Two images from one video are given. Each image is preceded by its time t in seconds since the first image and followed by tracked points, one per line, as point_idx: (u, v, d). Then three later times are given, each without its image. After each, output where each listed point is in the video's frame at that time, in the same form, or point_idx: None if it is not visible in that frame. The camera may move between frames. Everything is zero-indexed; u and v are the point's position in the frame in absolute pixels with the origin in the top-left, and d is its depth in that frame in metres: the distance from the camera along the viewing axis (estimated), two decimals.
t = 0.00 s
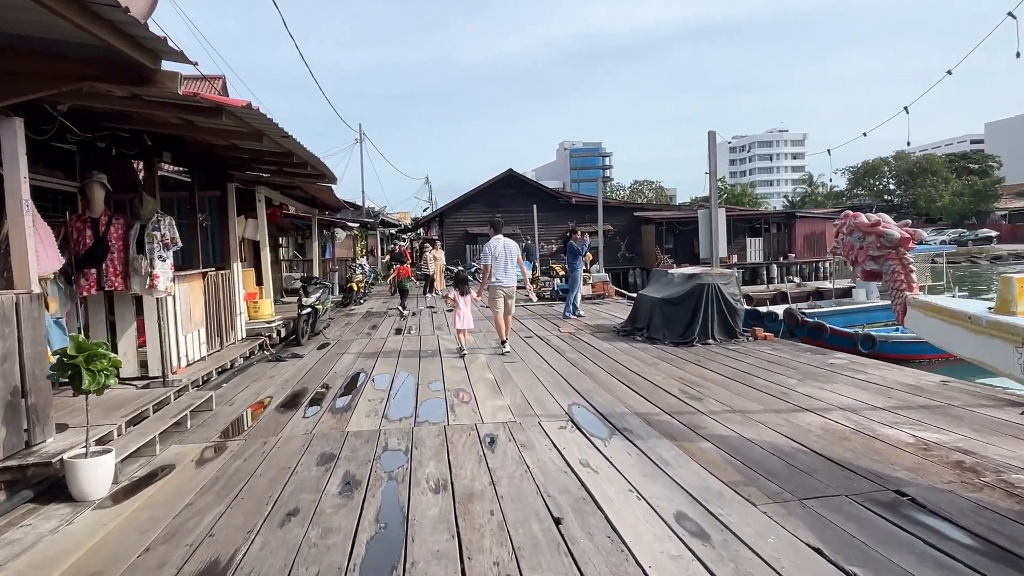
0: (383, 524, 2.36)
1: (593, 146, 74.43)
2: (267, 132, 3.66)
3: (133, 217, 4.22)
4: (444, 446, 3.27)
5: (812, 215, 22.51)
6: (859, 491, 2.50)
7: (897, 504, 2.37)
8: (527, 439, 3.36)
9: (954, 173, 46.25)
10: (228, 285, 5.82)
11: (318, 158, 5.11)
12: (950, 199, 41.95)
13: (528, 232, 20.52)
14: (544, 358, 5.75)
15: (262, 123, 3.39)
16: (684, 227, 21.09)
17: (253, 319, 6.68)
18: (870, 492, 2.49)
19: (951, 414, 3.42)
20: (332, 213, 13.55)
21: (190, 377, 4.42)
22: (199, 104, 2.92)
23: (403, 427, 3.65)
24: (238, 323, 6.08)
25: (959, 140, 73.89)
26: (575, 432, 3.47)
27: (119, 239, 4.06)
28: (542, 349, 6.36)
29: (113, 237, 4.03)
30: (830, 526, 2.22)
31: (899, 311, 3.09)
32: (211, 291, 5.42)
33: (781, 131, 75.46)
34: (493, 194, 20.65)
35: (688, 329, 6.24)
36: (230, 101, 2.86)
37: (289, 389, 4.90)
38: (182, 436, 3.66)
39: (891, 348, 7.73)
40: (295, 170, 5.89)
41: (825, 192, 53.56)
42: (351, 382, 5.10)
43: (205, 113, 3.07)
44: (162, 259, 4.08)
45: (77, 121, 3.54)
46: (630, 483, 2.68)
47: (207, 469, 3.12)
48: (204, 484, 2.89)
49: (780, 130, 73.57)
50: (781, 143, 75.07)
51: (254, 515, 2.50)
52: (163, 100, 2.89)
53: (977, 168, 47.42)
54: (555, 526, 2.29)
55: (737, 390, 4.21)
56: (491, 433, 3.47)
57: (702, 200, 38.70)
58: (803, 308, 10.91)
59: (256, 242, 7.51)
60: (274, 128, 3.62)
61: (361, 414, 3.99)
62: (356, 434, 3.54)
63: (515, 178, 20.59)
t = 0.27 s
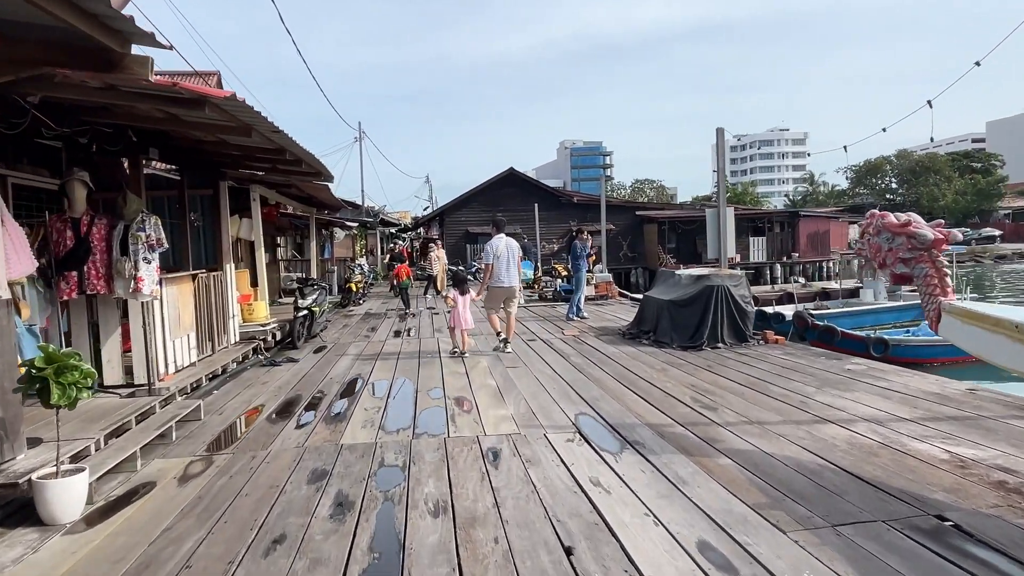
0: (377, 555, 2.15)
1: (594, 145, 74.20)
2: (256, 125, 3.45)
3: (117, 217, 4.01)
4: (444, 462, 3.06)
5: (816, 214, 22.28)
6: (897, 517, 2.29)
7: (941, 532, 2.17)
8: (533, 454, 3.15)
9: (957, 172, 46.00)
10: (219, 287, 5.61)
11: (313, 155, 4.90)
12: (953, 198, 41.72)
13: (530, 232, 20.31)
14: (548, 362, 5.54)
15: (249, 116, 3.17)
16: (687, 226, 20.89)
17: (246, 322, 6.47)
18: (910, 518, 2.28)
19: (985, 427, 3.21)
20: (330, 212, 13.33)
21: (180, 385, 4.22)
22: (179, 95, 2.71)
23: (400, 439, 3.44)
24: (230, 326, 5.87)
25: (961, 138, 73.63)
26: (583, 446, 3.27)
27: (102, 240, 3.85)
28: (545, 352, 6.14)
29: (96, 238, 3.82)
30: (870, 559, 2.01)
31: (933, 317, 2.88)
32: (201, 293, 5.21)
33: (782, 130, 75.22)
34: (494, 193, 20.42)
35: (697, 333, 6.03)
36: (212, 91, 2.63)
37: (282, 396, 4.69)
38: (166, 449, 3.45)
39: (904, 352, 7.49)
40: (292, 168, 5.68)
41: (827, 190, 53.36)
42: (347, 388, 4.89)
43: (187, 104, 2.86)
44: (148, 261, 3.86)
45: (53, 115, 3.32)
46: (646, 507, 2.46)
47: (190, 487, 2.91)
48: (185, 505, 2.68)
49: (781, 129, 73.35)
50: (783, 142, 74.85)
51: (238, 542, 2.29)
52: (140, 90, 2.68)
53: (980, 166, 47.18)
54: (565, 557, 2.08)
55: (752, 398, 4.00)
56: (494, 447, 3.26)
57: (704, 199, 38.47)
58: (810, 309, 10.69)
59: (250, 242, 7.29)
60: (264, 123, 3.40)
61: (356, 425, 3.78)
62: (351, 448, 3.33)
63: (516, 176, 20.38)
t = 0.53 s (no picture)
0: None
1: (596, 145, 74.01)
2: (242, 115, 3.26)
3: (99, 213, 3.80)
4: (442, 474, 2.86)
5: (821, 213, 22.06)
6: (940, 539, 2.08)
7: (990, 556, 1.96)
8: (538, 465, 2.95)
9: (961, 171, 45.73)
10: (212, 287, 5.41)
11: (307, 150, 4.70)
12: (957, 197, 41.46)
13: (531, 231, 20.11)
14: (552, 365, 5.34)
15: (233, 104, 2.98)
16: (690, 224, 20.68)
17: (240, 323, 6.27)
18: (953, 540, 2.07)
19: (1020, 437, 3.00)
20: (330, 211, 13.13)
21: (166, 389, 4.03)
22: (155, 79, 2.51)
23: (396, 449, 3.24)
24: (223, 327, 5.67)
25: (965, 137, 73.32)
26: (591, 456, 3.07)
27: (83, 237, 3.66)
28: (549, 354, 5.94)
29: (76, 235, 3.63)
30: None
31: (970, 320, 2.66)
32: (191, 293, 5.01)
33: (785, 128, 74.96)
34: (495, 192, 20.23)
35: (706, 334, 5.83)
36: (190, 75, 2.44)
37: (274, 401, 4.49)
38: (148, 458, 3.25)
39: (915, 354, 7.28)
40: (286, 163, 5.48)
41: (830, 189, 53.12)
42: (343, 392, 4.69)
43: (165, 90, 2.67)
44: (131, 259, 3.66)
45: (25, 103, 3.12)
46: (661, 526, 2.26)
47: (170, 502, 2.71)
48: (163, 523, 2.48)
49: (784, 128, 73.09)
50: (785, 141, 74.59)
51: (215, 566, 2.09)
52: (112, 73, 2.48)
53: (984, 165, 46.90)
54: None
55: (769, 405, 3.79)
56: (496, 457, 3.05)
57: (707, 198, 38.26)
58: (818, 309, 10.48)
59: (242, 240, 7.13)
60: (251, 112, 3.20)
61: (351, 432, 3.58)
62: (343, 458, 3.13)
63: (518, 175, 20.19)
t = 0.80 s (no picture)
0: None
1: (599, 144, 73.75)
2: (233, 107, 3.07)
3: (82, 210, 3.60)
4: (444, 491, 2.66)
5: (828, 212, 21.80)
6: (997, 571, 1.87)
7: None
8: (546, 480, 2.74)
9: (967, 170, 45.39)
10: (205, 288, 5.22)
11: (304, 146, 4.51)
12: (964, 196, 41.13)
13: (535, 230, 19.90)
14: (559, 369, 5.13)
15: (220, 95, 2.79)
16: (696, 223, 20.45)
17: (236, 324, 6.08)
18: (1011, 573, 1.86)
19: None
20: (331, 210, 12.94)
21: (154, 396, 3.83)
22: (133, 65, 2.32)
23: (395, 463, 3.04)
24: (218, 329, 5.48)
25: (970, 136, 72.86)
26: (603, 471, 2.86)
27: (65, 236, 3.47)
28: (555, 357, 5.74)
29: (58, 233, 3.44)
30: None
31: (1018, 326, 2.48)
32: (183, 295, 4.82)
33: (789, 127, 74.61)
34: (499, 191, 20.02)
35: (718, 337, 5.62)
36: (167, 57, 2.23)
37: (269, 407, 4.29)
38: (132, 472, 3.06)
39: (933, 355, 7.05)
40: (283, 160, 5.28)
41: (835, 188, 52.80)
42: (340, 398, 4.49)
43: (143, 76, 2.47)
44: (116, 259, 3.47)
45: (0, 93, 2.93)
46: (684, 553, 2.06)
47: (151, 522, 2.51)
48: (140, 546, 2.28)
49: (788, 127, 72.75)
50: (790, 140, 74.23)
51: None
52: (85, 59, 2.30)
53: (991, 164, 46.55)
54: None
55: (790, 414, 3.59)
56: (502, 472, 2.86)
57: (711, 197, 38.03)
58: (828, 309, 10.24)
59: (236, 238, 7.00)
60: (241, 103, 3.01)
61: (347, 442, 3.38)
62: (339, 473, 2.93)
63: (522, 173, 19.97)
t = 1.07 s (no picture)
0: None
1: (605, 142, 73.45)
2: (225, 94, 2.88)
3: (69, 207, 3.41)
4: (452, 509, 2.46)
5: (838, 210, 21.52)
6: None
7: None
8: (562, 496, 2.54)
9: (977, 168, 44.92)
10: (203, 287, 5.03)
11: (304, 139, 4.32)
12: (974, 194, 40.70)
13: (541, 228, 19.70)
14: (570, 372, 4.93)
15: (214, 82, 2.64)
16: (704, 222, 20.20)
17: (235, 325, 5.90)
18: None
19: None
20: (335, 208, 12.76)
21: (147, 401, 3.65)
22: (114, 46, 2.16)
23: (399, 475, 2.84)
24: (217, 331, 5.29)
25: (979, 134, 72.34)
26: (623, 485, 2.66)
27: (52, 234, 3.30)
28: (565, 359, 5.54)
29: (45, 231, 3.27)
30: None
31: None
32: (180, 295, 4.64)
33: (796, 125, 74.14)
34: (504, 189, 19.82)
35: (735, 338, 5.41)
36: (149, 35, 2.10)
37: (268, 412, 4.11)
38: (119, 484, 2.87)
39: (955, 357, 6.81)
40: (284, 155, 5.10)
41: (843, 187, 52.39)
42: (342, 402, 4.30)
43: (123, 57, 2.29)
44: (105, 258, 3.29)
45: None
46: None
47: (135, 542, 2.32)
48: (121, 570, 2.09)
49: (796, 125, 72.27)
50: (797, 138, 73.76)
51: None
52: (62, 39, 2.15)
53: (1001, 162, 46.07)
54: None
55: (818, 422, 3.38)
56: (514, 486, 2.66)
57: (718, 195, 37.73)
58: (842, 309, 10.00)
59: (235, 236, 6.85)
60: (235, 92, 2.82)
61: (348, 452, 3.18)
62: (338, 486, 2.74)
63: (528, 171, 19.77)
